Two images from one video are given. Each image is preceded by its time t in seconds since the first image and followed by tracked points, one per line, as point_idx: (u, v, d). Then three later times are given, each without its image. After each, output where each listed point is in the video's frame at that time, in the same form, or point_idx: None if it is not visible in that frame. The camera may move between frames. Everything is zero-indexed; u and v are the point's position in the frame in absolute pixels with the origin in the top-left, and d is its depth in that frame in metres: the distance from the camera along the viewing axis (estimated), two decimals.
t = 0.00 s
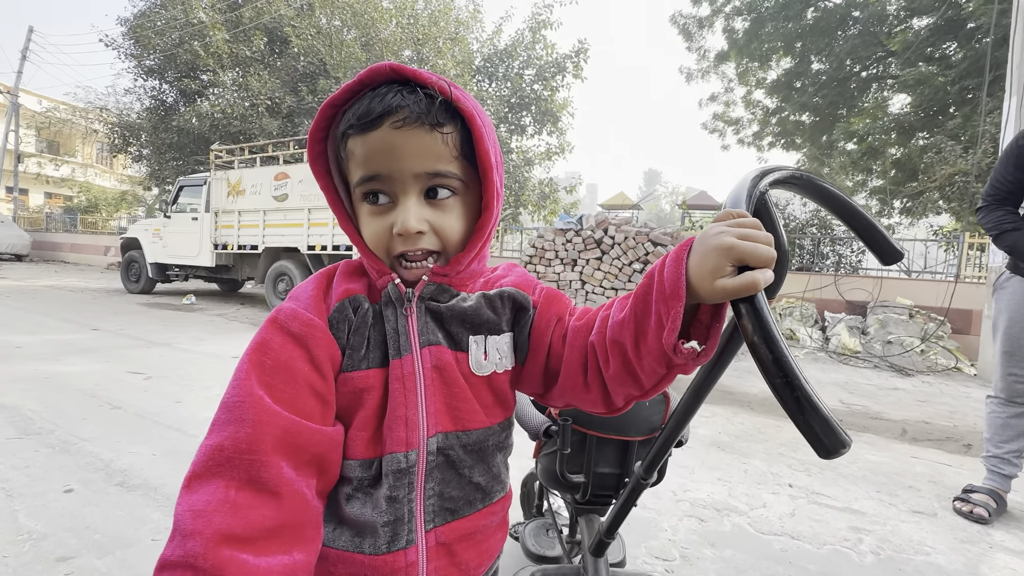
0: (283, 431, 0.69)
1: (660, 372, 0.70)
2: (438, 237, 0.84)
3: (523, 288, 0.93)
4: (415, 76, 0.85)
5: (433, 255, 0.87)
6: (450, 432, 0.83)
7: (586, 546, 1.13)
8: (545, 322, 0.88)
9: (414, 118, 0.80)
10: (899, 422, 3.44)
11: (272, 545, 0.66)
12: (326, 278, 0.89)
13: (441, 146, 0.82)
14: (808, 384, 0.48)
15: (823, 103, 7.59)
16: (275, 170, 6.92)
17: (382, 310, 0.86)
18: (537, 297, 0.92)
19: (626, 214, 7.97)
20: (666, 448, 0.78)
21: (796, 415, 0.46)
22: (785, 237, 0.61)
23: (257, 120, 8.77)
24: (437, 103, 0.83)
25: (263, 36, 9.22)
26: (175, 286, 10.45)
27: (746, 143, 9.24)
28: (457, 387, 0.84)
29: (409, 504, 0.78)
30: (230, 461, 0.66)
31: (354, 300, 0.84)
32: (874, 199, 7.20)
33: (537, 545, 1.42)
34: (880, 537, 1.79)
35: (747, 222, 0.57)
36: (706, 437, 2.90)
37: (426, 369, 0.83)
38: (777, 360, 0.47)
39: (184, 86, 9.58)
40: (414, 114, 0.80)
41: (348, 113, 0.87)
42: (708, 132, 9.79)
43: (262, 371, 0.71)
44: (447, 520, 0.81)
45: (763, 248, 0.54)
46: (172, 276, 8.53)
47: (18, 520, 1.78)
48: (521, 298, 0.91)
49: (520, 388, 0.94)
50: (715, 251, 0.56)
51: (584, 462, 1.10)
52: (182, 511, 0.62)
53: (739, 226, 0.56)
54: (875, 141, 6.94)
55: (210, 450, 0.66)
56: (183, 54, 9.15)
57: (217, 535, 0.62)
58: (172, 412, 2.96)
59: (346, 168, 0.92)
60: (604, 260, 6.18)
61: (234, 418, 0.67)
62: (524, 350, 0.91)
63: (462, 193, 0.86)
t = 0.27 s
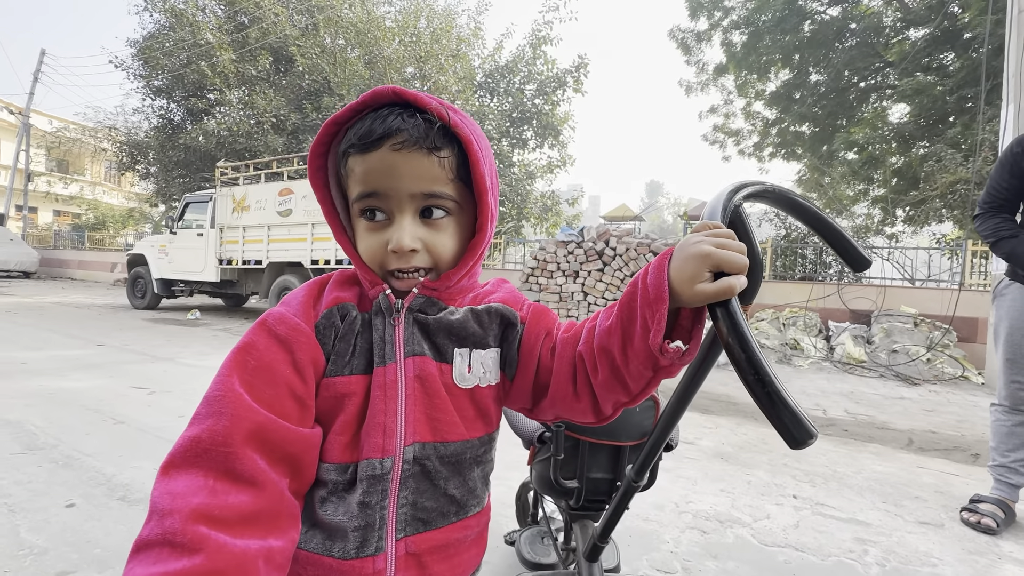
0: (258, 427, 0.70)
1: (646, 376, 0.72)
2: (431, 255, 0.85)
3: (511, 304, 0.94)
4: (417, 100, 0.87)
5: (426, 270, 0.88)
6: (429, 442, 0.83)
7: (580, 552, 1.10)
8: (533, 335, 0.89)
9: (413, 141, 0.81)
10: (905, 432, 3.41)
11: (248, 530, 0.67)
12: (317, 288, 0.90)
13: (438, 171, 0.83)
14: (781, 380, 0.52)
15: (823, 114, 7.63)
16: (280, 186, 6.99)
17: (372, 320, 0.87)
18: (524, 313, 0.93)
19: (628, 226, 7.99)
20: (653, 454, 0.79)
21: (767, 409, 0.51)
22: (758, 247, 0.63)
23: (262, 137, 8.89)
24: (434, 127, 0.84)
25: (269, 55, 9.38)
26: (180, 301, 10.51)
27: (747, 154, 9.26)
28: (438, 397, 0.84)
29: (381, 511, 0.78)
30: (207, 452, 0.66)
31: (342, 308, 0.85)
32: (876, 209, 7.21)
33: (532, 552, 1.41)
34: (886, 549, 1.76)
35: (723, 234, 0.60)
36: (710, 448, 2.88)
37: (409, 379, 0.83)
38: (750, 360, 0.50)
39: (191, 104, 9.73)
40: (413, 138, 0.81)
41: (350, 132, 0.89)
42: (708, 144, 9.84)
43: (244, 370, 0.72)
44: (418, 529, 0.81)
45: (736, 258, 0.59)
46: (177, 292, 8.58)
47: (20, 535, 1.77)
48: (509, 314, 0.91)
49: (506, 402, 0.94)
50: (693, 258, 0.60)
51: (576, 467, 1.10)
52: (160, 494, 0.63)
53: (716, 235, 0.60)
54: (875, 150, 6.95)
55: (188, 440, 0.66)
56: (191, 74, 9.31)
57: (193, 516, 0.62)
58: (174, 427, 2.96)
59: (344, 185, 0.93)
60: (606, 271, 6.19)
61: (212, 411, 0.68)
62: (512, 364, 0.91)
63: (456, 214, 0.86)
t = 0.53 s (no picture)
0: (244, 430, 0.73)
1: (640, 379, 0.74)
2: (425, 270, 0.86)
3: (506, 313, 0.94)
4: (412, 124, 0.89)
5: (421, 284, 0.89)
6: (423, 445, 0.83)
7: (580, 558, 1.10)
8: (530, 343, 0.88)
9: (407, 164, 0.83)
10: (914, 441, 3.37)
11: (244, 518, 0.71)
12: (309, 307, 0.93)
13: (432, 191, 0.85)
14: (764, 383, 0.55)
15: (824, 123, 7.65)
16: (286, 201, 7.06)
17: (368, 328, 0.89)
18: (519, 322, 0.93)
19: (632, 236, 8.01)
20: (651, 453, 0.79)
21: (752, 407, 0.54)
22: (741, 260, 0.65)
23: (269, 153, 8.99)
24: (428, 150, 0.86)
25: (275, 73, 9.52)
26: (187, 315, 10.57)
27: (749, 163, 9.27)
28: (432, 400, 0.85)
29: (376, 511, 0.79)
30: (199, 454, 0.71)
31: (332, 320, 0.88)
32: (880, 216, 7.20)
33: (534, 559, 1.41)
34: (895, 559, 1.74)
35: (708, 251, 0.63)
36: (715, 458, 2.86)
37: (403, 385, 0.84)
38: (733, 363, 0.54)
39: (199, 122, 9.87)
40: (407, 160, 0.83)
41: (348, 155, 0.91)
42: (711, 154, 9.87)
43: (233, 383, 0.77)
44: (413, 530, 0.80)
45: (719, 270, 0.61)
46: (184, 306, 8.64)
47: (28, 549, 1.78)
48: (502, 323, 0.91)
49: (502, 409, 0.93)
50: (680, 271, 0.63)
51: (576, 473, 1.11)
52: (165, 488, 0.68)
53: (701, 250, 0.62)
54: (878, 158, 6.89)
55: (184, 443, 0.71)
56: (199, 92, 9.46)
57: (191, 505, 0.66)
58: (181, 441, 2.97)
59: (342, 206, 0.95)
60: (610, 282, 6.20)
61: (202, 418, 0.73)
62: (509, 371, 0.90)
63: (449, 230, 0.88)
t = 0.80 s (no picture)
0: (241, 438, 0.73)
1: (649, 385, 0.74)
2: (431, 274, 0.87)
3: (516, 323, 0.94)
4: (406, 129, 0.90)
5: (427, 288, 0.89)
6: (435, 459, 0.83)
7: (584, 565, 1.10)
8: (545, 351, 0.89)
9: (406, 167, 0.84)
10: (925, 448, 3.32)
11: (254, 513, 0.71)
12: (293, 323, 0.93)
13: (433, 194, 0.86)
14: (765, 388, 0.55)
15: (826, 129, 7.66)
16: (291, 213, 7.11)
17: (375, 340, 0.88)
18: (530, 331, 0.92)
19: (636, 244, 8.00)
20: (653, 459, 0.79)
21: (750, 410, 0.54)
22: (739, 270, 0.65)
23: (275, 167, 9.09)
24: (426, 153, 0.87)
25: (281, 88, 9.64)
26: (194, 328, 10.63)
27: (752, 171, 9.28)
28: (444, 414, 0.85)
29: (389, 526, 0.79)
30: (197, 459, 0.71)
31: (332, 332, 0.87)
32: (885, 221, 7.20)
33: (537, 567, 1.40)
34: (909, 569, 1.71)
35: (706, 260, 0.63)
36: (723, 467, 2.84)
37: (415, 398, 0.84)
38: (734, 368, 0.54)
39: (206, 137, 10.00)
40: (406, 163, 0.84)
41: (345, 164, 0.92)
42: (713, 162, 9.88)
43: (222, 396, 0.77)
44: (426, 544, 0.81)
45: (719, 279, 0.61)
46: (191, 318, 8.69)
47: (37, 562, 1.78)
48: (514, 333, 0.91)
49: (510, 418, 0.94)
50: (682, 281, 0.62)
51: (579, 479, 1.10)
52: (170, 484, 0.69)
53: (700, 261, 0.62)
54: (882, 164, 6.93)
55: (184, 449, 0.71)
56: (206, 107, 9.59)
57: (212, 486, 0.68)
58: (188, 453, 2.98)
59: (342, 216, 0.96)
60: (614, 290, 6.19)
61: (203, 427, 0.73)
62: (521, 382, 0.90)
63: (452, 233, 0.88)
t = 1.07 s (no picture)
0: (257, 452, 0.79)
1: (668, 393, 0.72)
2: (443, 277, 0.86)
3: (536, 333, 0.91)
4: (415, 133, 0.90)
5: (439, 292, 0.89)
6: (444, 470, 0.82)
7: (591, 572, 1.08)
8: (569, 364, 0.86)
9: (414, 171, 0.83)
10: (937, 454, 3.28)
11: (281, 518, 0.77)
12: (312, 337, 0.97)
13: (443, 197, 0.85)
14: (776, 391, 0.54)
15: (830, 134, 7.65)
16: (297, 223, 7.16)
17: (389, 346, 0.89)
18: (552, 343, 0.90)
19: (640, 251, 8.00)
20: (660, 464, 0.77)
21: (760, 411, 0.53)
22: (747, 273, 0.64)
23: (281, 178, 9.16)
24: (434, 157, 0.87)
25: (286, 100, 9.74)
26: (201, 338, 10.67)
27: (756, 176, 9.27)
28: (455, 424, 0.84)
29: (394, 539, 0.78)
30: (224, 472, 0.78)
31: (340, 342, 0.89)
32: (891, 225, 7.16)
33: None
34: None
35: (715, 263, 0.62)
36: (732, 474, 2.80)
37: (425, 407, 0.83)
38: (744, 369, 0.53)
39: (213, 149, 10.10)
40: (414, 168, 0.84)
41: (356, 171, 0.92)
42: (717, 168, 9.88)
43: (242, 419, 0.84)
44: (432, 560, 0.79)
45: (727, 281, 0.60)
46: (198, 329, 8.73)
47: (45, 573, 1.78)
48: (532, 342, 0.88)
49: (529, 431, 0.92)
50: (689, 282, 0.61)
51: (585, 485, 1.09)
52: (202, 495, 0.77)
53: (708, 263, 0.61)
54: (887, 167, 6.91)
55: (213, 463, 0.79)
56: (213, 120, 9.70)
57: (235, 490, 0.74)
58: (195, 463, 2.98)
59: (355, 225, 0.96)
60: (619, 296, 6.18)
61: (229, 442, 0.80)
62: (541, 394, 0.87)
63: (463, 237, 0.88)
